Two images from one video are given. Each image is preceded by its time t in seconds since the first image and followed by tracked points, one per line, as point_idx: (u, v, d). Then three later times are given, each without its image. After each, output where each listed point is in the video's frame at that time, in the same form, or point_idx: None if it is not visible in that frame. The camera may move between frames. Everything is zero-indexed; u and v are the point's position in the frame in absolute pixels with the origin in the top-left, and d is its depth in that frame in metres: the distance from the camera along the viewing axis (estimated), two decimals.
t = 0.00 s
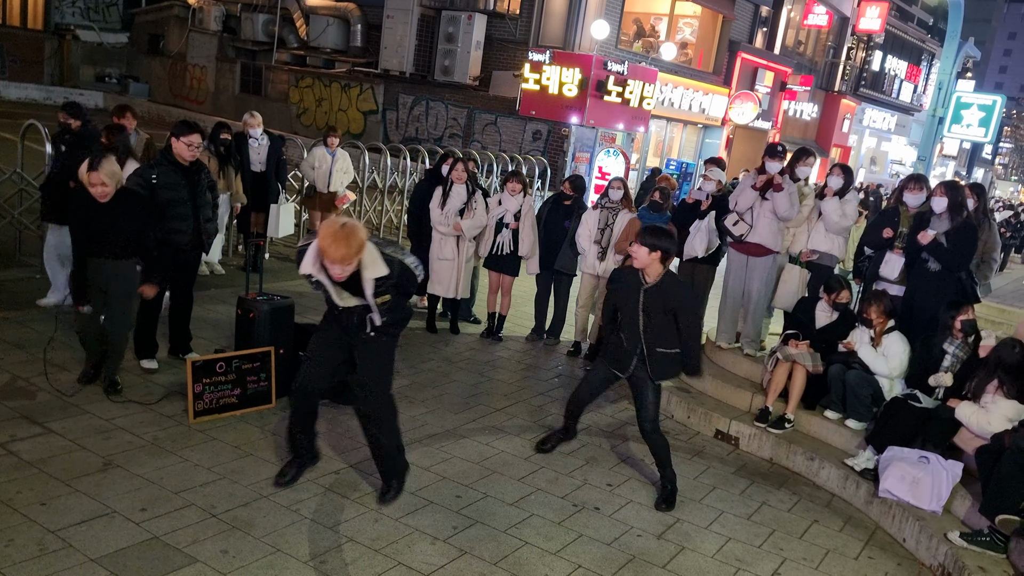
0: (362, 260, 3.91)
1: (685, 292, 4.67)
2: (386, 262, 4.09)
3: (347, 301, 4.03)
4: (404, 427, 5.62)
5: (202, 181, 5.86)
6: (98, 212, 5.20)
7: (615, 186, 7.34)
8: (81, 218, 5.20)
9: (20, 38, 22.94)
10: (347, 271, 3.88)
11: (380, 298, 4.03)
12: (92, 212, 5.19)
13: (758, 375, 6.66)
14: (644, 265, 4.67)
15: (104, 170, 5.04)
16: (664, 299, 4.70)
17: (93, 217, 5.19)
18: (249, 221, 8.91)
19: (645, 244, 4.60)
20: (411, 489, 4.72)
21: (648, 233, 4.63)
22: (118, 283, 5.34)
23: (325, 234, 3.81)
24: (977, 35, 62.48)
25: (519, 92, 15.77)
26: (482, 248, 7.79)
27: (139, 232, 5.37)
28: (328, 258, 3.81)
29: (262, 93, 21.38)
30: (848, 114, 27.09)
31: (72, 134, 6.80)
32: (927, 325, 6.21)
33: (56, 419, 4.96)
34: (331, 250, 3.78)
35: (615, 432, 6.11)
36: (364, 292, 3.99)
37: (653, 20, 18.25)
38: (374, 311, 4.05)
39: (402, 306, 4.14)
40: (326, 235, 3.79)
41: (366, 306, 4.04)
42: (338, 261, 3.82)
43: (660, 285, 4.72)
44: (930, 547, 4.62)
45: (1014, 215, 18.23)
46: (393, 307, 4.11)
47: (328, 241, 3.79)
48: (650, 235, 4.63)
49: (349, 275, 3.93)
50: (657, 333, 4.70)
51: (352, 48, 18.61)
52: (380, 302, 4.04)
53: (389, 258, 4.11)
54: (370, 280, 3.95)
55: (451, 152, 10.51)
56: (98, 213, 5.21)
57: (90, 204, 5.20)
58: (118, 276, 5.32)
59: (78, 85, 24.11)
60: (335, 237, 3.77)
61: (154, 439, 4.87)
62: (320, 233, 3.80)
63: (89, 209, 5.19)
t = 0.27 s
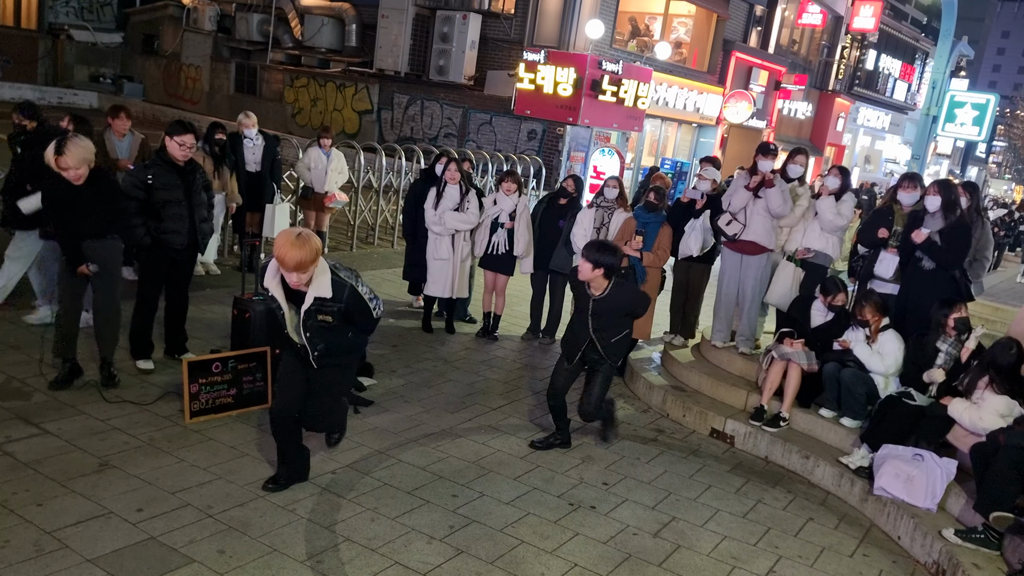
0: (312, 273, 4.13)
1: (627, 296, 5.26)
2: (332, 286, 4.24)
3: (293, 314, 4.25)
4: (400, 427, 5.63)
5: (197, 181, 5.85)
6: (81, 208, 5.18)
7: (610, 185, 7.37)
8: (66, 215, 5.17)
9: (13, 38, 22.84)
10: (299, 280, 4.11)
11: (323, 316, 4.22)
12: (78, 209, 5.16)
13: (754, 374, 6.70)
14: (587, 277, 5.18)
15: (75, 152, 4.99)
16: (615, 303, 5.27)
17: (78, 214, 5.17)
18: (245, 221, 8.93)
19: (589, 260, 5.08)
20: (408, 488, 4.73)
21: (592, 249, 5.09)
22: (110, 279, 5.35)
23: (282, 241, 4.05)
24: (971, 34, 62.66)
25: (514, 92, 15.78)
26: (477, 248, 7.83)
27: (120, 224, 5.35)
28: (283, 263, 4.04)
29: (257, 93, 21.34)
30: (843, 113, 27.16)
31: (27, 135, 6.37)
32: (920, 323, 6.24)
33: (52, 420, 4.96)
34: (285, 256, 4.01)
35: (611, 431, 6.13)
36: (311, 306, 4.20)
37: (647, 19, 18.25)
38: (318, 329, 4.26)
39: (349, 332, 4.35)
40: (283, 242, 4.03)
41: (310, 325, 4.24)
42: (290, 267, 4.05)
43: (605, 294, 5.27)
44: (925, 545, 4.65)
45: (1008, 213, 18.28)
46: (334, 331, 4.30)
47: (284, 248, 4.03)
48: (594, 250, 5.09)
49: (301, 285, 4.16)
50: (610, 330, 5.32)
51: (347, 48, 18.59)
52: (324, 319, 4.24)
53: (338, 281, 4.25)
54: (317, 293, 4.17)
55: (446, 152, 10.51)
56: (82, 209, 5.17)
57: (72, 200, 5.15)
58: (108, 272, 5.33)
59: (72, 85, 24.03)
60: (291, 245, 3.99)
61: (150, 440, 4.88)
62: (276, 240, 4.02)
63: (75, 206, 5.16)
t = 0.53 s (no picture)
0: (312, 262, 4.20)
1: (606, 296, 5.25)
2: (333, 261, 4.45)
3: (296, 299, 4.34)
4: (400, 426, 5.64)
5: (195, 182, 5.87)
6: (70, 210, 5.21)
7: (608, 185, 7.39)
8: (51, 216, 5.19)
9: (10, 38, 22.80)
10: (300, 272, 4.17)
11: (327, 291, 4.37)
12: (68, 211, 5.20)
13: (752, 373, 6.72)
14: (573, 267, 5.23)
15: (53, 164, 5.00)
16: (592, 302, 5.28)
17: (67, 217, 5.20)
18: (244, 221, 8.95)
19: (577, 248, 5.15)
20: (407, 488, 4.74)
21: (581, 238, 5.17)
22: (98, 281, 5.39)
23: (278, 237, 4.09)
24: (968, 33, 62.80)
25: (512, 92, 15.79)
26: (474, 248, 7.83)
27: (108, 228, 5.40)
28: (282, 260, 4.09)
29: (254, 93, 21.34)
30: (840, 112, 27.20)
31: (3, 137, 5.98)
32: (918, 321, 6.25)
33: (52, 421, 4.96)
34: (284, 252, 4.06)
35: (609, 430, 6.14)
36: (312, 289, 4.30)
37: (644, 19, 18.24)
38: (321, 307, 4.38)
39: (350, 298, 4.58)
40: (280, 238, 4.06)
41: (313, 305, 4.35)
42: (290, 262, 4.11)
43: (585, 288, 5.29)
44: (923, 543, 4.68)
45: (1005, 211, 18.32)
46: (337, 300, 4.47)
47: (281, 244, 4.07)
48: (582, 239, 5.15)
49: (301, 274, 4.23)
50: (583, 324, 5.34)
51: (344, 48, 18.60)
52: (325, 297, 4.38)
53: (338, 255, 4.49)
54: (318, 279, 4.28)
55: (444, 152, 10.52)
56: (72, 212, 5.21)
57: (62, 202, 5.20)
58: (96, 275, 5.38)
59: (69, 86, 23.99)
60: (290, 239, 4.04)
61: (149, 440, 4.88)
62: (275, 235, 4.07)
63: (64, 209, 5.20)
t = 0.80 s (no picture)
0: (314, 284, 4.17)
1: (617, 254, 5.47)
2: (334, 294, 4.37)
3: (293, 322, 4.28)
4: (400, 427, 5.65)
5: (195, 183, 5.87)
6: (66, 208, 5.20)
7: (608, 185, 7.39)
8: (47, 213, 5.16)
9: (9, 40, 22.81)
10: (301, 291, 4.14)
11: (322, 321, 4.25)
12: (65, 210, 5.18)
13: (752, 373, 6.72)
14: (589, 229, 5.42)
15: (68, 147, 5.05)
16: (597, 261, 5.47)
17: (64, 214, 5.17)
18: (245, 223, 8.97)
19: (594, 209, 5.37)
20: (408, 488, 4.75)
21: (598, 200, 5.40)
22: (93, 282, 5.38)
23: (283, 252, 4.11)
24: (967, 33, 62.85)
25: (511, 93, 15.80)
26: (474, 248, 7.83)
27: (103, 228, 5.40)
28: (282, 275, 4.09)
29: (254, 94, 21.35)
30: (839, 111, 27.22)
31: None
32: (919, 321, 6.24)
33: (52, 422, 4.96)
34: (286, 266, 4.06)
35: (609, 430, 6.15)
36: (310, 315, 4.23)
37: (643, 19, 18.27)
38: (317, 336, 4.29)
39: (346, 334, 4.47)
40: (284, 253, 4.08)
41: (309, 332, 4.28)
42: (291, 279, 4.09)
43: (598, 248, 5.50)
44: (923, 542, 4.68)
45: (1004, 211, 18.32)
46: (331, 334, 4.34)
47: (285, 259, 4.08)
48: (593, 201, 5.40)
49: (301, 296, 4.19)
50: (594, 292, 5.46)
51: (344, 49, 18.61)
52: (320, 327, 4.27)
53: (338, 290, 4.41)
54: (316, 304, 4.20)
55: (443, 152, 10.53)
56: (69, 211, 5.20)
57: (58, 199, 5.18)
58: (90, 275, 5.36)
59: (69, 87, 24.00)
60: (294, 257, 4.05)
61: (150, 442, 4.88)
62: (280, 252, 4.08)
63: (59, 206, 5.17)
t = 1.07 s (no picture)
0: (353, 220, 4.34)
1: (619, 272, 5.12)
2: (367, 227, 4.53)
3: (330, 266, 4.35)
4: (401, 426, 5.65)
5: (196, 184, 5.89)
6: (65, 208, 5.16)
7: (608, 185, 7.39)
8: (48, 214, 5.12)
9: (9, 41, 22.81)
10: (344, 228, 4.30)
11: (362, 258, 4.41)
12: (63, 209, 5.14)
13: (752, 372, 6.72)
14: (592, 245, 5.10)
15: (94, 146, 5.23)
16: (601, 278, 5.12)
17: (66, 216, 5.15)
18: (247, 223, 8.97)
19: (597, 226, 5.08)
20: (409, 488, 4.75)
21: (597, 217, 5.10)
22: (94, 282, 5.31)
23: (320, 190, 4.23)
24: (967, 31, 62.84)
25: (511, 92, 15.79)
26: (476, 248, 7.82)
27: (103, 226, 5.36)
28: (326, 209, 4.20)
29: (254, 95, 21.35)
30: (840, 110, 27.22)
31: None
32: (919, 321, 6.25)
33: (54, 423, 4.97)
34: (329, 199, 4.19)
35: (611, 430, 6.14)
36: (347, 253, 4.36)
37: (644, 18, 18.25)
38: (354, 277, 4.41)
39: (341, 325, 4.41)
40: (323, 189, 4.21)
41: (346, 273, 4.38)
42: (333, 212, 4.22)
43: (597, 267, 5.14)
44: (925, 541, 4.69)
45: (1005, 210, 18.32)
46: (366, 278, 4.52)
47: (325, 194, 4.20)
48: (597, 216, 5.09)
49: (341, 232, 4.34)
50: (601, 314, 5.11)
51: (344, 49, 18.61)
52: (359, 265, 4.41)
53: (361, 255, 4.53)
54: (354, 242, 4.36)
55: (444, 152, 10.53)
56: (68, 210, 5.16)
57: (57, 199, 5.14)
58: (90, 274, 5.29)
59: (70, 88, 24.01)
60: (339, 197, 4.19)
61: (152, 441, 4.89)
62: (322, 192, 4.19)
63: (59, 206, 5.14)
